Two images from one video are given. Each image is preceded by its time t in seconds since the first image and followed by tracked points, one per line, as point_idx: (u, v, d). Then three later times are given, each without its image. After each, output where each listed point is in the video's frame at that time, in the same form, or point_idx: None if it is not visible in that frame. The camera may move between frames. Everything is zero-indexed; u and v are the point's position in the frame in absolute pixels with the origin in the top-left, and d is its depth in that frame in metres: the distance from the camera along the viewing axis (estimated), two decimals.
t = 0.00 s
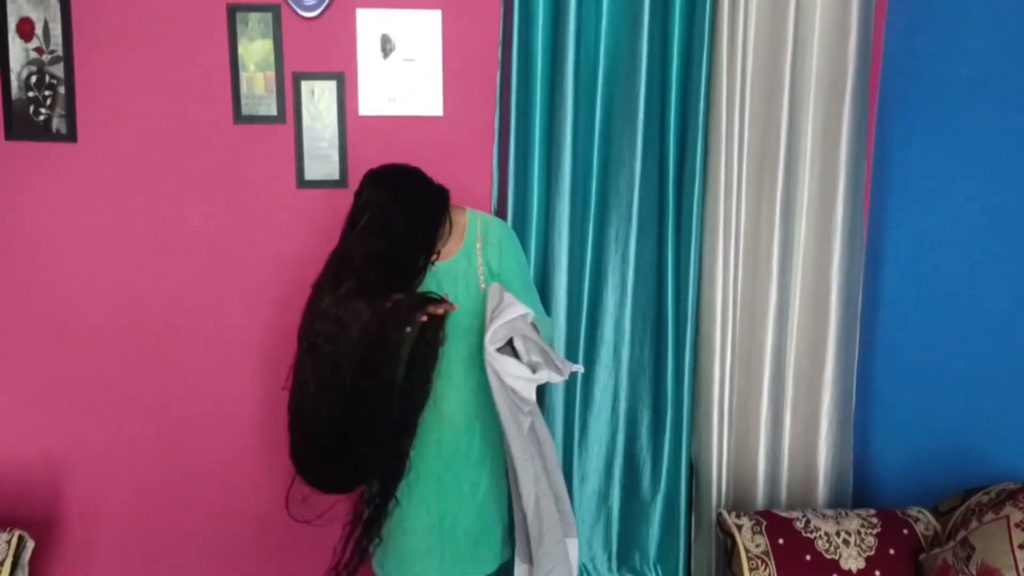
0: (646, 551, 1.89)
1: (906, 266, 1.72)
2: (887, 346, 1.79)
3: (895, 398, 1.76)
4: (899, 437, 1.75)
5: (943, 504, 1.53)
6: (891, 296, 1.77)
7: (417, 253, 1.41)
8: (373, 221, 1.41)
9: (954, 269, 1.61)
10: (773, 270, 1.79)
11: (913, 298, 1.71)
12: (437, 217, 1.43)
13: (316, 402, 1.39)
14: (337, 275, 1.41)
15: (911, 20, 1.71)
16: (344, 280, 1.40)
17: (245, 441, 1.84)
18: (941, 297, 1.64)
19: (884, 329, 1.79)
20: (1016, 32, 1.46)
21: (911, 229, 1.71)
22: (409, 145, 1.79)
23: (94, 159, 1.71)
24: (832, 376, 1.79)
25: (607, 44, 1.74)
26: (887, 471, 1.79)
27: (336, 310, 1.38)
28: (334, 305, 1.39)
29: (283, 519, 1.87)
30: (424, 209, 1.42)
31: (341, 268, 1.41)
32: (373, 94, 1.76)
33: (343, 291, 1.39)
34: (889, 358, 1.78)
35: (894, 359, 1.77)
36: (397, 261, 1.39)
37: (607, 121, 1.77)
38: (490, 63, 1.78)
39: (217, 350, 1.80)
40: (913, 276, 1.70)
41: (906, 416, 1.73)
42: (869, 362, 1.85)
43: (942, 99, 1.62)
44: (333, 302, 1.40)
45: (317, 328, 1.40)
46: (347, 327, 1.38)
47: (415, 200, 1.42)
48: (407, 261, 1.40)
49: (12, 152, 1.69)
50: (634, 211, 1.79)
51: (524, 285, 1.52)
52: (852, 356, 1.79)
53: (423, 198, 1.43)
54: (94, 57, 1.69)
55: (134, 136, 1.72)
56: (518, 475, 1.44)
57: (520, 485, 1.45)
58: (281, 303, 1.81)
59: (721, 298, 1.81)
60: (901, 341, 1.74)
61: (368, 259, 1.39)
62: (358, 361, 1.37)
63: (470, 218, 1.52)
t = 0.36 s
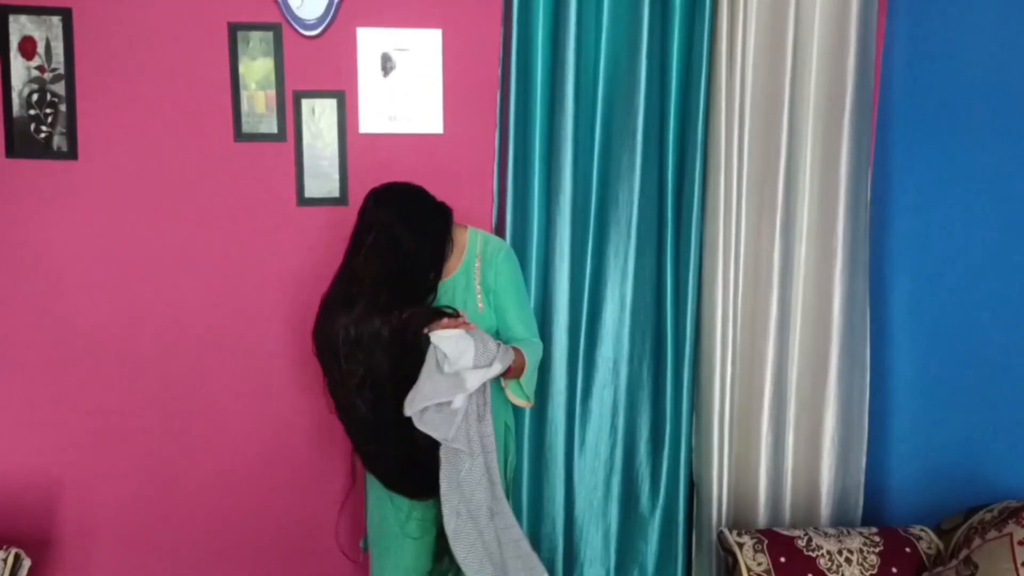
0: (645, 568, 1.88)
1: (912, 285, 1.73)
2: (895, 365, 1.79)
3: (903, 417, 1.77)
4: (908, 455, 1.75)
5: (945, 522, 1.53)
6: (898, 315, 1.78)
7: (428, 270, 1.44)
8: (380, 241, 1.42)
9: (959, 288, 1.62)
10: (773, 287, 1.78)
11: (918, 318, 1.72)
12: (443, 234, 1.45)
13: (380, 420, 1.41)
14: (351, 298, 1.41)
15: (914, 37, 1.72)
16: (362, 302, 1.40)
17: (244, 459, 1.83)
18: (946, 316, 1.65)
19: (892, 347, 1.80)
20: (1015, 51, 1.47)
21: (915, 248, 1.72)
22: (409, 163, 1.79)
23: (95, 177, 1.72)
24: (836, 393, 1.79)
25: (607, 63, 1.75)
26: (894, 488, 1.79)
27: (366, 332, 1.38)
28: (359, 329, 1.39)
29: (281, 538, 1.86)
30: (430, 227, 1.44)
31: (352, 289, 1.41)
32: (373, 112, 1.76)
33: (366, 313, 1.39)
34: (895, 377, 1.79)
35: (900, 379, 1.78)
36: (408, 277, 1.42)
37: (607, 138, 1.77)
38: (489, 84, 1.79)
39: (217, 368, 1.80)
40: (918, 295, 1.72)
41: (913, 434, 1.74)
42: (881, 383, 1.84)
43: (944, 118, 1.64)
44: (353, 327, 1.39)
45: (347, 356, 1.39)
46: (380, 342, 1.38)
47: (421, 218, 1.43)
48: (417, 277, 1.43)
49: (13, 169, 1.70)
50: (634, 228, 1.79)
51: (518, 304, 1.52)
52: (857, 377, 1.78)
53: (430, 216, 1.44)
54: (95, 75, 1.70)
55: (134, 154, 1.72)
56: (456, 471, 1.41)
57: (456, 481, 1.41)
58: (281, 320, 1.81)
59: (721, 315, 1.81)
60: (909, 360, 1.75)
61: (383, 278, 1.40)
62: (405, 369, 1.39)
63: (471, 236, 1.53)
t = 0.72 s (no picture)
0: None
1: (912, 299, 1.75)
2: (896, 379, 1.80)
3: (904, 432, 1.78)
4: (909, 469, 1.76)
5: (947, 536, 1.53)
6: (901, 329, 1.78)
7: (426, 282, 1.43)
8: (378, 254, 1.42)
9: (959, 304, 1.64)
10: (773, 299, 1.78)
11: (920, 332, 1.73)
12: (443, 248, 1.45)
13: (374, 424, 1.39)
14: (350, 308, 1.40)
15: (914, 52, 1.73)
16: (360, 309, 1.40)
17: (243, 474, 1.83)
18: (947, 332, 1.66)
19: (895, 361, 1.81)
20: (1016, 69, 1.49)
21: (915, 264, 1.73)
22: (409, 177, 1.80)
23: (95, 191, 1.72)
24: (840, 406, 1.79)
25: (607, 77, 1.76)
26: (897, 502, 1.79)
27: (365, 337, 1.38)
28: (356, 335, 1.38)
29: (280, 554, 1.86)
30: (430, 240, 1.44)
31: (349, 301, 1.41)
32: (373, 126, 1.77)
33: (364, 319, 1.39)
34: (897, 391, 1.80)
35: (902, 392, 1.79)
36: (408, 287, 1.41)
37: (607, 151, 1.78)
38: (490, 98, 1.80)
39: (217, 382, 1.80)
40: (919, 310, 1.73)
41: (914, 448, 1.75)
42: (887, 398, 1.83)
43: (943, 134, 1.65)
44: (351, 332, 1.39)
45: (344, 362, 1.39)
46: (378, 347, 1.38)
47: (421, 232, 1.43)
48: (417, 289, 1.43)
49: (13, 183, 1.70)
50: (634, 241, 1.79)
51: (522, 313, 1.52)
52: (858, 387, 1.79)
53: (430, 230, 1.45)
54: (97, 89, 1.70)
55: (135, 168, 1.73)
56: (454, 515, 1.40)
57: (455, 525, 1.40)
58: (281, 334, 1.81)
59: (720, 327, 1.81)
60: (909, 375, 1.76)
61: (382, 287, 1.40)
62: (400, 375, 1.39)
63: (471, 250, 1.53)
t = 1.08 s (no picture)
0: None
1: (914, 314, 1.75)
2: (897, 394, 1.80)
3: (906, 447, 1.77)
4: (909, 484, 1.76)
5: (947, 553, 1.52)
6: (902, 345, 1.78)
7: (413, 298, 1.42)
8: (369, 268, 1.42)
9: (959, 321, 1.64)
10: (771, 314, 1.79)
11: (921, 348, 1.73)
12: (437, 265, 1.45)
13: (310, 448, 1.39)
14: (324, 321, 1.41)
15: (913, 68, 1.73)
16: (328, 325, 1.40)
17: (242, 489, 1.82)
18: (948, 348, 1.66)
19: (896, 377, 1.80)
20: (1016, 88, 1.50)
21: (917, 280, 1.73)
22: (409, 192, 1.80)
23: (96, 206, 1.72)
24: (841, 423, 1.76)
25: (607, 93, 1.77)
26: (897, 517, 1.79)
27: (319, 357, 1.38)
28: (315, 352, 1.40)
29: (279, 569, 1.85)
30: (423, 258, 1.43)
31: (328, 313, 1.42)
32: (374, 142, 1.77)
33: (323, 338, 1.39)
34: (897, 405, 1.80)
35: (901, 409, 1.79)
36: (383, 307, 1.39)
37: (606, 168, 1.79)
38: (489, 114, 1.81)
39: (216, 397, 1.80)
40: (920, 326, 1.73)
41: (914, 464, 1.75)
42: (888, 413, 1.83)
43: (944, 151, 1.66)
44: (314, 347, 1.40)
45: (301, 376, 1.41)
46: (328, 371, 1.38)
47: (415, 249, 1.43)
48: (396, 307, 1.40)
49: (14, 198, 1.70)
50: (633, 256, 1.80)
51: (524, 323, 1.53)
52: (860, 404, 1.77)
53: (425, 248, 1.44)
54: (98, 105, 1.71)
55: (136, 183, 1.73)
56: (472, 552, 1.44)
57: (475, 561, 1.44)
58: (281, 349, 1.81)
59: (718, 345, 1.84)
60: (911, 391, 1.76)
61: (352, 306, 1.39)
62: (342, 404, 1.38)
63: (469, 265, 1.54)
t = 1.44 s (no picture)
0: None
1: (913, 323, 1.75)
2: (896, 403, 1.79)
3: (906, 455, 1.77)
4: (908, 493, 1.76)
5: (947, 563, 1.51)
6: (902, 355, 1.78)
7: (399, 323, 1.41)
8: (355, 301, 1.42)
9: (956, 329, 1.64)
10: (770, 322, 1.79)
11: (920, 358, 1.73)
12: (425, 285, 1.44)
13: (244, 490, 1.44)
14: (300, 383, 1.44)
15: (911, 79, 1.74)
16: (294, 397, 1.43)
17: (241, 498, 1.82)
18: (946, 357, 1.66)
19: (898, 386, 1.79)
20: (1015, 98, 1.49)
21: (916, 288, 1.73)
22: (409, 201, 1.80)
23: (95, 215, 1.72)
24: (841, 434, 1.76)
25: (606, 103, 1.77)
26: (898, 527, 1.79)
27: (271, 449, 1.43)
28: (269, 438, 1.45)
29: None
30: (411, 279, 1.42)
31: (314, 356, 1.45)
32: (373, 151, 1.78)
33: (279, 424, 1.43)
34: (895, 414, 1.79)
35: (900, 418, 1.79)
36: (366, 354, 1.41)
37: (606, 178, 1.79)
38: (489, 123, 1.81)
39: (216, 405, 1.80)
40: (919, 334, 1.73)
41: (914, 473, 1.74)
42: (887, 424, 1.83)
43: (942, 160, 1.65)
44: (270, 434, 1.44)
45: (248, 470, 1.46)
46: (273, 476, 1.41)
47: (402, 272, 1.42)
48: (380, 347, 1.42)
49: (14, 207, 1.70)
50: (633, 266, 1.79)
51: (520, 327, 1.53)
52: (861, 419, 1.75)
53: (413, 269, 1.43)
54: (99, 114, 1.71)
55: (136, 192, 1.73)
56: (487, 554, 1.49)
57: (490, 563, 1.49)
58: (281, 357, 1.81)
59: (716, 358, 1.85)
60: (910, 400, 1.76)
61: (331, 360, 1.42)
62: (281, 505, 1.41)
63: (460, 274, 1.53)
